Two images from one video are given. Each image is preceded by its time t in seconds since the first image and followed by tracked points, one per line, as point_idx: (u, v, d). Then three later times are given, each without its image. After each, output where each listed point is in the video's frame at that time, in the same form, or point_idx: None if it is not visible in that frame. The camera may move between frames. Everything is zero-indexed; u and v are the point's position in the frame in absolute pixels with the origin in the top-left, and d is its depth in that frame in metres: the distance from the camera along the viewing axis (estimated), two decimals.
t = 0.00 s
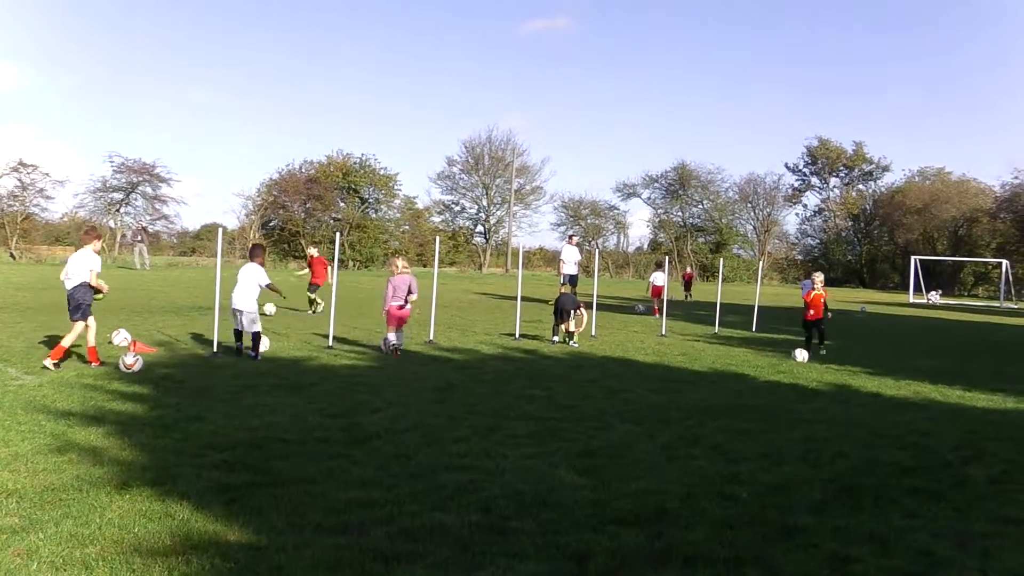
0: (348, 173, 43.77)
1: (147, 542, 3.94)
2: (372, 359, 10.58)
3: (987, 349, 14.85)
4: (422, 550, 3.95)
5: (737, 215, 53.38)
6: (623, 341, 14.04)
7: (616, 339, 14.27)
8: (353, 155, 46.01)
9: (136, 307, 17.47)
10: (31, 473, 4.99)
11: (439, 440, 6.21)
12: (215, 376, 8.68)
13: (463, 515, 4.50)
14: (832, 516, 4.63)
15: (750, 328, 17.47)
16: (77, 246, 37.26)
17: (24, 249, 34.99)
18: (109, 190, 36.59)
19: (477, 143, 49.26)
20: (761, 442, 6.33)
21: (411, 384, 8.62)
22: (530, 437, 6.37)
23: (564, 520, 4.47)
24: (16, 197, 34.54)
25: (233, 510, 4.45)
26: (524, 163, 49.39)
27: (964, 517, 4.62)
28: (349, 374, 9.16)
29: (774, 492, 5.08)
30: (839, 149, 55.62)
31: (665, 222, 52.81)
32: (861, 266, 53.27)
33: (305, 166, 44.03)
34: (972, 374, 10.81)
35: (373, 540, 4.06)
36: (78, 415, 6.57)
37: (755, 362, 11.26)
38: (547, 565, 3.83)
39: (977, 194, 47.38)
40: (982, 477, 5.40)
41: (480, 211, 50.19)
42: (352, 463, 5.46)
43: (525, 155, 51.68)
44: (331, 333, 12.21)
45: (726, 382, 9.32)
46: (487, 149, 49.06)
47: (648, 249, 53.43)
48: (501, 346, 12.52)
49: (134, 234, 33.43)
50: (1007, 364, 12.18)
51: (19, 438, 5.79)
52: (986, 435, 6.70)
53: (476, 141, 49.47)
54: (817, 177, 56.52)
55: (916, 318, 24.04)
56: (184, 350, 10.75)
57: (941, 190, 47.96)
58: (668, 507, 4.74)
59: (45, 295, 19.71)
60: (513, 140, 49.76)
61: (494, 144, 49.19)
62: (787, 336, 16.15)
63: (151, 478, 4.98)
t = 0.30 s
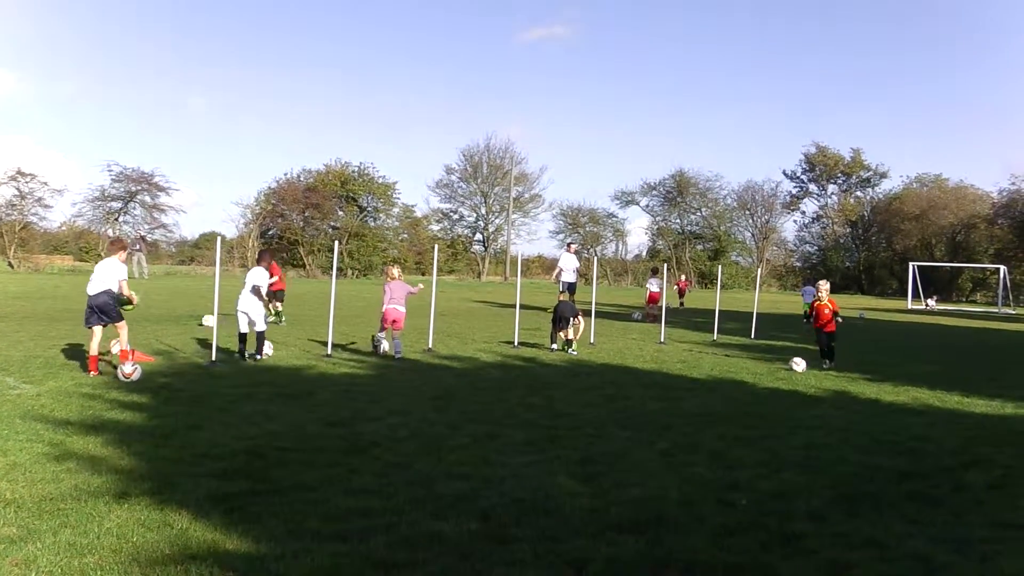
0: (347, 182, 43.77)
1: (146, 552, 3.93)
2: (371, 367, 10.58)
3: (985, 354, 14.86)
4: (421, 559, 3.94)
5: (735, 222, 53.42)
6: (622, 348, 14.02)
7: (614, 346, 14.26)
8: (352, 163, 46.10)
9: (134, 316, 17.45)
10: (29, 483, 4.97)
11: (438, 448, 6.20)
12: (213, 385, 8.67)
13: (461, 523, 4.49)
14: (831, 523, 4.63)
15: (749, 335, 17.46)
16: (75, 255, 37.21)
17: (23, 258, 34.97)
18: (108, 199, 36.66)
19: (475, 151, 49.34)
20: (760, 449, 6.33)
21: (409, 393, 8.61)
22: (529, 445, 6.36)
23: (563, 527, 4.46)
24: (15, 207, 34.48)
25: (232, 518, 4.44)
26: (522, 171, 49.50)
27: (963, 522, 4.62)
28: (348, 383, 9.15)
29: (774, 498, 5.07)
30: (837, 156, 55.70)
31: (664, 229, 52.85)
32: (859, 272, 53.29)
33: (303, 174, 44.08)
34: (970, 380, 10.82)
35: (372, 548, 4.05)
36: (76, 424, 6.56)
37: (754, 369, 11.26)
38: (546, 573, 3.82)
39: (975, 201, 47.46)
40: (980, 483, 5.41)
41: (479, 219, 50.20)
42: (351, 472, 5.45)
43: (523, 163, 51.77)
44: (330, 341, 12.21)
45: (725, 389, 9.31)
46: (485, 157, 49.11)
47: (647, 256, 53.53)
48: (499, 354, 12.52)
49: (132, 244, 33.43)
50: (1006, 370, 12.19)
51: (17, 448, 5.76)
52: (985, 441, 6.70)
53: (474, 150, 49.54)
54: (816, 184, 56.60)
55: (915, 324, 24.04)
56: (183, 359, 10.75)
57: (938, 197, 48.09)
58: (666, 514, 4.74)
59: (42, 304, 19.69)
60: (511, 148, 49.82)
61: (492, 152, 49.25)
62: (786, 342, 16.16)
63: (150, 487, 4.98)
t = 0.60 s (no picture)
0: (344, 186, 43.66)
1: (143, 556, 3.92)
2: (368, 371, 10.57)
3: (982, 358, 14.89)
4: (419, 563, 3.93)
5: (732, 225, 53.49)
6: (620, 352, 14.02)
7: (612, 350, 14.27)
8: (349, 167, 46.12)
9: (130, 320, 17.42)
10: (26, 487, 4.96)
11: (436, 452, 6.20)
12: (211, 389, 8.66)
13: (459, 527, 4.49)
14: (828, 525, 4.64)
15: (746, 339, 17.49)
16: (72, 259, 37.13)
17: (20, 262, 34.88)
18: (105, 203, 36.65)
19: (473, 155, 49.35)
20: (758, 452, 6.33)
21: (407, 397, 8.61)
22: (527, 449, 6.36)
23: (561, 530, 4.47)
24: (12, 210, 34.42)
25: (229, 522, 4.44)
26: (520, 174, 49.53)
27: (961, 525, 4.63)
28: (346, 387, 9.15)
29: (772, 501, 5.08)
30: (834, 159, 55.77)
31: (661, 233, 53.01)
32: (857, 276, 53.36)
33: (301, 178, 44.08)
34: (968, 383, 10.84)
35: (370, 552, 4.05)
36: (73, 428, 6.55)
37: (752, 372, 11.26)
38: None
39: (972, 205, 47.59)
40: (978, 485, 5.42)
41: (476, 223, 50.20)
42: (349, 476, 5.44)
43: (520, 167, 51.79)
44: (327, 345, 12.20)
45: (723, 392, 9.32)
46: (483, 161, 49.10)
47: (645, 260, 53.62)
48: (497, 358, 12.51)
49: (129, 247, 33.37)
50: (1003, 373, 12.22)
51: (14, 452, 5.75)
52: (982, 443, 6.72)
53: (472, 154, 49.55)
54: (813, 188, 56.67)
55: (912, 328, 24.08)
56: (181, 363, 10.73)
57: (935, 201, 48.22)
58: (664, 517, 4.74)
59: (39, 308, 19.64)
60: (509, 152, 49.82)
61: (490, 156, 49.25)
62: (784, 346, 16.18)
63: (148, 491, 4.97)
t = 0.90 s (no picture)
0: (342, 187, 43.89)
1: (140, 557, 3.92)
2: (366, 372, 10.57)
3: (979, 359, 14.92)
4: (416, 564, 3.93)
5: (730, 227, 53.59)
6: (617, 353, 14.03)
7: (610, 351, 14.29)
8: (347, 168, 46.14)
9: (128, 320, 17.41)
10: (22, 487, 4.95)
11: (433, 453, 6.21)
12: (207, 390, 8.66)
13: (456, 527, 4.49)
14: (824, 526, 4.64)
15: (744, 339, 17.51)
16: (69, 260, 37.07)
17: (16, 263, 34.81)
18: (102, 204, 36.62)
19: (471, 156, 49.40)
20: (755, 454, 6.33)
21: (404, 398, 8.62)
22: (524, 450, 6.36)
23: (558, 532, 4.47)
24: (8, 211, 34.36)
25: (226, 523, 4.44)
26: (517, 176, 49.57)
27: (958, 527, 4.63)
28: (342, 388, 9.15)
29: (769, 503, 5.08)
30: (832, 161, 55.86)
31: (659, 234, 53.11)
32: (854, 277, 53.45)
33: (298, 179, 44.10)
34: (964, 384, 10.87)
35: (366, 553, 4.04)
36: (69, 429, 6.55)
37: (749, 374, 11.28)
38: None
39: (969, 207, 47.67)
40: (974, 486, 5.43)
41: (474, 224, 50.25)
42: (347, 477, 5.45)
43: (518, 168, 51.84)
44: (325, 346, 12.20)
45: (720, 393, 9.33)
46: (481, 162, 49.15)
47: (642, 261, 53.74)
48: (495, 359, 12.52)
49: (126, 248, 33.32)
50: (999, 374, 12.25)
51: (10, 453, 5.74)
52: (978, 445, 6.73)
53: (470, 155, 49.60)
54: (810, 190, 56.77)
55: (908, 330, 24.16)
56: (177, 364, 10.73)
57: (932, 203, 48.33)
58: (662, 518, 4.74)
59: (35, 309, 19.62)
60: (506, 153, 49.86)
61: (487, 157, 49.30)
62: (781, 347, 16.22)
63: (145, 491, 4.96)
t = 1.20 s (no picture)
0: (337, 190, 43.82)
1: (133, 560, 3.90)
2: (361, 375, 10.54)
3: (973, 363, 14.94)
4: (411, 568, 3.92)
5: (725, 230, 53.71)
6: (612, 356, 14.03)
7: (605, 354, 14.29)
8: (342, 171, 46.10)
9: (122, 323, 17.36)
10: (15, 491, 4.93)
11: (428, 456, 6.19)
12: (202, 393, 8.63)
13: (451, 530, 4.48)
14: (818, 529, 4.64)
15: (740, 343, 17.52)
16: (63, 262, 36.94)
17: (10, 266, 34.69)
18: (97, 206, 36.53)
19: (466, 159, 49.42)
20: (751, 457, 6.33)
21: (399, 401, 8.59)
22: (519, 453, 6.35)
23: (554, 535, 4.46)
24: (3, 213, 34.22)
25: (220, 526, 4.42)
26: (513, 179, 49.60)
27: (952, 530, 4.64)
28: (337, 390, 9.13)
29: (764, 506, 5.08)
30: (827, 165, 56.00)
31: (654, 238, 53.12)
32: (849, 281, 53.51)
33: (293, 182, 44.05)
34: (959, 388, 10.88)
35: (361, 556, 4.03)
36: (63, 431, 6.52)
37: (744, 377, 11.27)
38: None
39: (964, 210, 47.84)
40: (969, 490, 5.44)
41: (469, 227, 50.22)
42: (341, 480, 5.43)
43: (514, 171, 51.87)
44: (320, 349, 12.17)
45: (715, 397, 9.33)
46: (476, 165, 49.18)
47: (637, 265, 53.84)
48: (490, 362, 12.51)
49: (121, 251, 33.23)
50: (994, 378, 12.27)
51: (4, 456, 5.71)
52: (973, 448, 6.74)
53: (465, 158, 49.63)
54: (806, 193, 56.90)
55: (903, 333, 24.22)
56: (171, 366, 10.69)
57: (927, 207, 48.50)
58: (657, 521, 4.74)
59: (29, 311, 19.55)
60: (502, 156, 49.88)
61: (483, 160, 49.31)
62: (776, 351, 16.24)
63: (138, 495, 4.94)
